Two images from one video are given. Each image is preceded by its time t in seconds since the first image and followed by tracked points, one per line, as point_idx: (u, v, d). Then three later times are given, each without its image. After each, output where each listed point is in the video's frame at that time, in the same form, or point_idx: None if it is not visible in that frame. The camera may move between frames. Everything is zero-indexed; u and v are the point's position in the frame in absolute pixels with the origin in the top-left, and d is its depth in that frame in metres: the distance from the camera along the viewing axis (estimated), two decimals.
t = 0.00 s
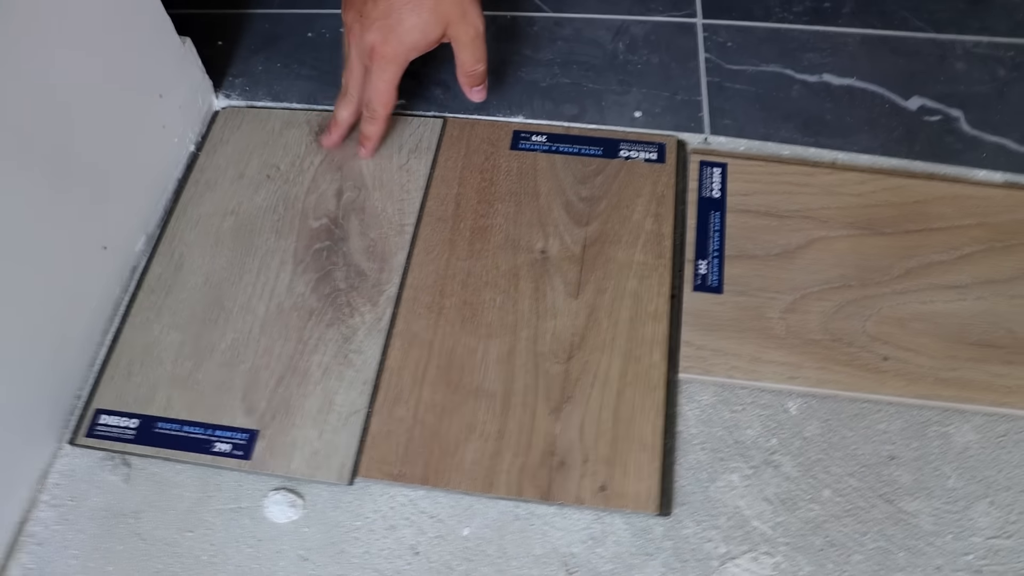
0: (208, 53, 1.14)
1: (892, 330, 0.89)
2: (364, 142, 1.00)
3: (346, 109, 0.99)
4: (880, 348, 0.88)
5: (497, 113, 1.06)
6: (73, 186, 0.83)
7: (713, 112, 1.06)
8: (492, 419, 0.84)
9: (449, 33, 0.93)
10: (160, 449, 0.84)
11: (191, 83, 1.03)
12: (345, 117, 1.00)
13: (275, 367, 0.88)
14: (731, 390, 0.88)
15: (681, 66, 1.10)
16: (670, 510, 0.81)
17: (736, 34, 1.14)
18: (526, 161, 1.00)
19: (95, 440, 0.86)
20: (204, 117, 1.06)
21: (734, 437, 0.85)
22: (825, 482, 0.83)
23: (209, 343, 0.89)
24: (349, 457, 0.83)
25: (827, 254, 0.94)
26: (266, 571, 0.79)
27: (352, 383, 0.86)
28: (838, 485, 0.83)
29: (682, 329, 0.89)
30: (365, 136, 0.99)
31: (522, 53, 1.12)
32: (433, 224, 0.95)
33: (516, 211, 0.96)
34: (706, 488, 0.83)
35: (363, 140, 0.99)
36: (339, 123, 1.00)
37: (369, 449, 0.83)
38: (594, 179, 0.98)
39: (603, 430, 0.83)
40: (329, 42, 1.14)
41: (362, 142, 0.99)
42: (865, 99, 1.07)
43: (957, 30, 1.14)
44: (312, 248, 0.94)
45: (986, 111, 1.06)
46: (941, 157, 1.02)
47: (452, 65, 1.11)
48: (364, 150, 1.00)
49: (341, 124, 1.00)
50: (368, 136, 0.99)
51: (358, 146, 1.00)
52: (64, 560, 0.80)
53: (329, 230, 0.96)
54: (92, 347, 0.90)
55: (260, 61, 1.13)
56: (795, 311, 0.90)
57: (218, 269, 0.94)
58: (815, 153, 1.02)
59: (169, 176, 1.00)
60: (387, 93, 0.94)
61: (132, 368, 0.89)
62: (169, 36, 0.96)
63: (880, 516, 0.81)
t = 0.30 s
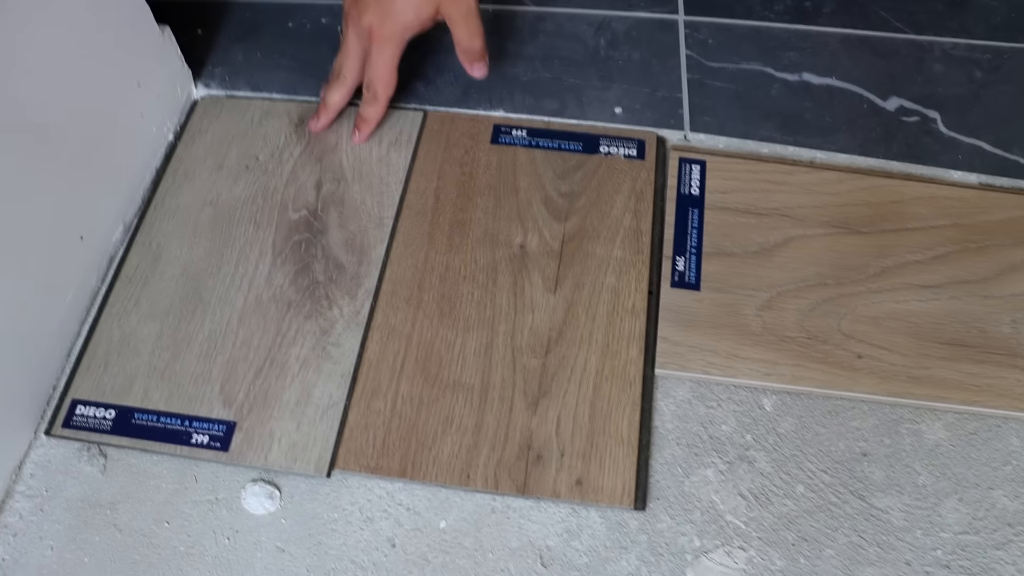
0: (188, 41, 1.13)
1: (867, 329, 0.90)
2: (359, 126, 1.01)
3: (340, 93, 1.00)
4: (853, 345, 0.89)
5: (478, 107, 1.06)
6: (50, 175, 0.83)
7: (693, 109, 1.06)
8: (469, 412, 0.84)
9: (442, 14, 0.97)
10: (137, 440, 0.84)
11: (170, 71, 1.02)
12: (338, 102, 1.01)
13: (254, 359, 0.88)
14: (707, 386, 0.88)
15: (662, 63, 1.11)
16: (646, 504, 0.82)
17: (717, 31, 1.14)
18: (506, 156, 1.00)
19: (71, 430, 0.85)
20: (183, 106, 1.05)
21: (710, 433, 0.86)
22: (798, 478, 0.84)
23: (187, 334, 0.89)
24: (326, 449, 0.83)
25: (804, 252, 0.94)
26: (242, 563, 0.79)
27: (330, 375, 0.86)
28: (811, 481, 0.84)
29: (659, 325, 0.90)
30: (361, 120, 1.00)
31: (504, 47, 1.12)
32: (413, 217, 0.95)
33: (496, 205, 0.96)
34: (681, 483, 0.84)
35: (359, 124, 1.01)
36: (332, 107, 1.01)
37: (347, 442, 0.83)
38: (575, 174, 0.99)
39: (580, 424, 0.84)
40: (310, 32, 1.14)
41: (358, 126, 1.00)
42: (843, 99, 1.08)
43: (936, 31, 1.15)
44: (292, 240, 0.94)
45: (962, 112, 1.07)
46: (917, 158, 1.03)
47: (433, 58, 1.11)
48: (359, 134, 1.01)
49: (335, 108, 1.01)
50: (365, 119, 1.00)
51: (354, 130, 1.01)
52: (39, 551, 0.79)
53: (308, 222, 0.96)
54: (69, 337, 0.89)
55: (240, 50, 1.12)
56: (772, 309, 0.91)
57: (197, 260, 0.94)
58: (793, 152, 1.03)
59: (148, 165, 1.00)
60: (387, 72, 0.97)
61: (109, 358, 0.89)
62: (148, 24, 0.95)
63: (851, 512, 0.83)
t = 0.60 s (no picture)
0: (184, 42, 1.13)
1: (865, 317, 0.91)
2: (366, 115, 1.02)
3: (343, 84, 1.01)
4: (852, 334, 0.90)
5: (475, 102, 1.06)
6: (52, 179, 0.84)
7: (688, 100, 1.06)
8: (473, 406, 0.85)
9: None
10: (144, 440, 0.85)
11: (168, 73, 1.02)
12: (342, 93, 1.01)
13: (258, 357, 0.88)
14: (707, 376, 0.89)
15: (657, 54, 1.11)
16: (649, 494, 0.83)
17: (711, 22, 1.14)
18: (504, 150, 1.01)
19: (79, 431, 0.86)
20: (181, 107, 1.06)
21: (711, 423, 0.87)
22: (800, 466, 0.85)
23: (191, 334, 0.90)
24: (332, 446, 0.84)
25: (802, 242, 0.95)
26: (251, 559, 0.80)
27: (334, 372, 0.87)
28: (813, 469, 0.85)
29: (659, 317, 0.90)
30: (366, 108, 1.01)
31: (499, 42, 1.12)
32: (413, 213, 0.96)
33: (495, 199, 0.97)
34: (684, 473, 0.84)
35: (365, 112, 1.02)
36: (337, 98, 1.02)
37: (352, 438, 0.84)
38: (572, 168, 0.99)
39: (582, 416, 0.85)
40: (306, 31, 1.14)
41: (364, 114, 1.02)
42: (838, 87, 1.08)
43: (930, 18, 1.15)
44: (293, 238, 0.95)
45: (957, 99, 1.07)
46: (913, 145, 1.04)
47: (429, 54, 1.11)
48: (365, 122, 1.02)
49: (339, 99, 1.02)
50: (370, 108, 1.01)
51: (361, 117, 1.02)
52: (51, 551, 0.80)
53: (309, 220, 0.96)
54: (74, 338, 0.90)
55: (237, 50, 1.12)
56: (770, 298, 0.91)
57: (199, 260, 0.95)
58: (789, 141, 1.04)
59: (148, 167, 1.00)
60: (384, 62, 0.96)
61: (115, 359, 0.89)
62: (144, 26, 0.96)
63: (853, 499, 0.83)
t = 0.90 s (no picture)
0: (177, 18, 1.13)
1: (856, 291, 0.91)
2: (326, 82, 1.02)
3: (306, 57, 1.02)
4: (843, 308, 0.91)
5: (469, 78, 1.06)
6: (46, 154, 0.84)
7: (682, 77, 1.07)
8: (465, 379, 0.85)
9: None
10: (138, 414, 0.86)
11: (161, 49, 1.02)
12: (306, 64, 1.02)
13: (252, 332, 0.89)
14: (699, 350, 0.90)
15: (651, 31, 1.11)
16: (640, 467, 0.84)
17: None
18: (497, 126, 1.01)
19: (73, 406, 0.87)
20: (175, 83, 1.06)
21: (702, 396, 0.88)
22: (790, 439, 0.86)
23: (185, 309, 0.90)
24: (325, 419, 0.84)
25: (794, 217, 0.95)
26: (245, 531, 0.80)
27: (327, 346, 0.88)
28: (803, 442, 0.86)
29: (651, 291, 0.91)
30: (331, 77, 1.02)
31: (493, 18, 1.12)
32: (407, 188, 0.96)
33: (488, 175, 0.97)
34: (675, 446, 0.85)
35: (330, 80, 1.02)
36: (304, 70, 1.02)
37: (346, 411, 0.85)
38: (566, 144, 0.99)
39: (575, 389, 0.85)
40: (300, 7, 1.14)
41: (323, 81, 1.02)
42: (832, 65, 1.08)
43: None
44: (286, 214, 0.95)
45: (950, 76, 1.08)
46: (906, 122, 1.04)
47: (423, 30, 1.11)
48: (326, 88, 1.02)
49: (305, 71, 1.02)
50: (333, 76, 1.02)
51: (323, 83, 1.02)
52: (46, 524, 0.81)
53: (302, 196, 0.96)
54: (68, 313, 0.91)
55: (230, 26, 1.12)
56: (762, 273, 0.92)
57: (193, 235, 0.95)
58: (782, 118, 1.04)
59: (141, 143, 1.00)
60: (337, 26, 0.98)
61: (109, 334, 0.90)
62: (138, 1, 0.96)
63: (843, 472, 0.84)
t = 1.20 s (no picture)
0: (177, 30, 1.14)
1: (859, 278, 0.92)
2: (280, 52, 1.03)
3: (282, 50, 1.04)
4: (846, 295, 0.91)
5: (467, 79, 1.07)
6: (53, 169, 0.85)
7: (679, 71, 1.07)
8: (472, 378, 0.86)
9: None
10: (151, 421, 0.87)
11: (162, 61, 1.03)
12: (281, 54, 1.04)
13: (260, 337, 0.90)
14: (704, 341, 0.90)
15: (647, 27, 1.12)
16: (649, 458, 0.84)
17: None
18: (496, 126, 1.02)
19: (86, 416, 0.88)
20: (177, 94, 1.07)
21: (709, 387, 0.88)
22: (797, 426, 0.86)
23: (193, 316, 0.91)
24: (336, 421, 0.85)
25: (794, 206, 0.96)
26: (260, 534, 0.81)
27: (335, 349, 0.88)
28: (810, 429, 0.86)
29: (655, 284, 0.91)
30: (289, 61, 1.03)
31: (489, 19, 1.13)
32: (409, 190, 0.97)
33: (489, 174, 0.98)
34: (683, 436, 0.86)
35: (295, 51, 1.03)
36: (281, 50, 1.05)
37: (355, 413, 0.86)
38: (565, 141, 1.00)
39: (581, 384, 0.86)
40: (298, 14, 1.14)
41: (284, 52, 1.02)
42: (827, 54, 1.09)
43: None
44: (291, 220, 0.96)
45: (945, 61, 1.08)
46: (903, 108, 1.05)
47: (420, 33, 1.12)
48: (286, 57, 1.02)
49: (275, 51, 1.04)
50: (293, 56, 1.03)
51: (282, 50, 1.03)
52: (63, 533, 0.82)
53: (306, 201, 0.97)
54: (79, 324, 0.92)
55: (229, 36, 1.13)
56: (764, 263, 0.92)
57: (199, 244, 0.96)
58: (780, 108, 1.04)
59: (146, 154, 1.01)
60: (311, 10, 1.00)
61: (120, 343, 0.91)
62: (137, 13, 0.97)
63: (851, 457, 0.85)
